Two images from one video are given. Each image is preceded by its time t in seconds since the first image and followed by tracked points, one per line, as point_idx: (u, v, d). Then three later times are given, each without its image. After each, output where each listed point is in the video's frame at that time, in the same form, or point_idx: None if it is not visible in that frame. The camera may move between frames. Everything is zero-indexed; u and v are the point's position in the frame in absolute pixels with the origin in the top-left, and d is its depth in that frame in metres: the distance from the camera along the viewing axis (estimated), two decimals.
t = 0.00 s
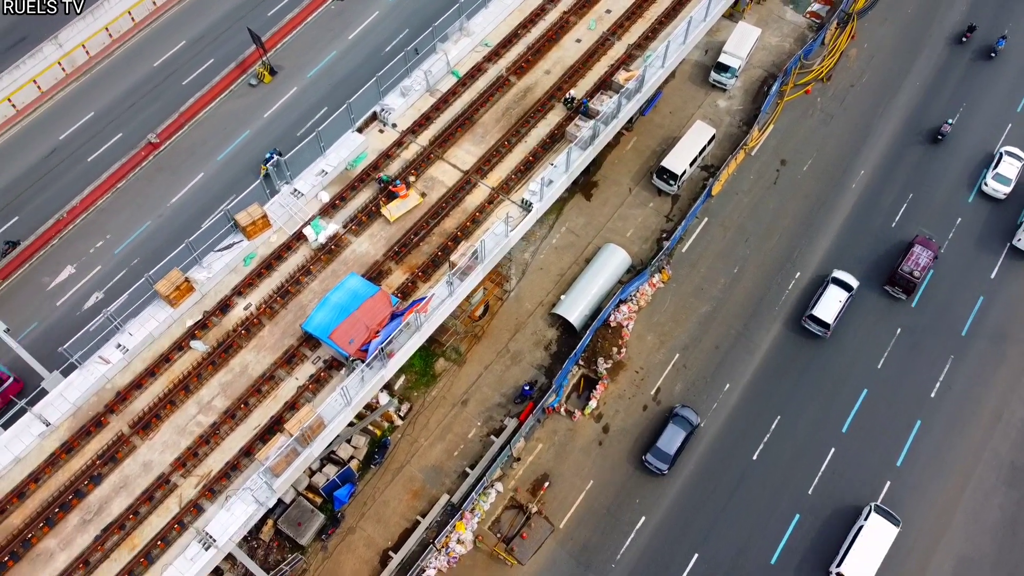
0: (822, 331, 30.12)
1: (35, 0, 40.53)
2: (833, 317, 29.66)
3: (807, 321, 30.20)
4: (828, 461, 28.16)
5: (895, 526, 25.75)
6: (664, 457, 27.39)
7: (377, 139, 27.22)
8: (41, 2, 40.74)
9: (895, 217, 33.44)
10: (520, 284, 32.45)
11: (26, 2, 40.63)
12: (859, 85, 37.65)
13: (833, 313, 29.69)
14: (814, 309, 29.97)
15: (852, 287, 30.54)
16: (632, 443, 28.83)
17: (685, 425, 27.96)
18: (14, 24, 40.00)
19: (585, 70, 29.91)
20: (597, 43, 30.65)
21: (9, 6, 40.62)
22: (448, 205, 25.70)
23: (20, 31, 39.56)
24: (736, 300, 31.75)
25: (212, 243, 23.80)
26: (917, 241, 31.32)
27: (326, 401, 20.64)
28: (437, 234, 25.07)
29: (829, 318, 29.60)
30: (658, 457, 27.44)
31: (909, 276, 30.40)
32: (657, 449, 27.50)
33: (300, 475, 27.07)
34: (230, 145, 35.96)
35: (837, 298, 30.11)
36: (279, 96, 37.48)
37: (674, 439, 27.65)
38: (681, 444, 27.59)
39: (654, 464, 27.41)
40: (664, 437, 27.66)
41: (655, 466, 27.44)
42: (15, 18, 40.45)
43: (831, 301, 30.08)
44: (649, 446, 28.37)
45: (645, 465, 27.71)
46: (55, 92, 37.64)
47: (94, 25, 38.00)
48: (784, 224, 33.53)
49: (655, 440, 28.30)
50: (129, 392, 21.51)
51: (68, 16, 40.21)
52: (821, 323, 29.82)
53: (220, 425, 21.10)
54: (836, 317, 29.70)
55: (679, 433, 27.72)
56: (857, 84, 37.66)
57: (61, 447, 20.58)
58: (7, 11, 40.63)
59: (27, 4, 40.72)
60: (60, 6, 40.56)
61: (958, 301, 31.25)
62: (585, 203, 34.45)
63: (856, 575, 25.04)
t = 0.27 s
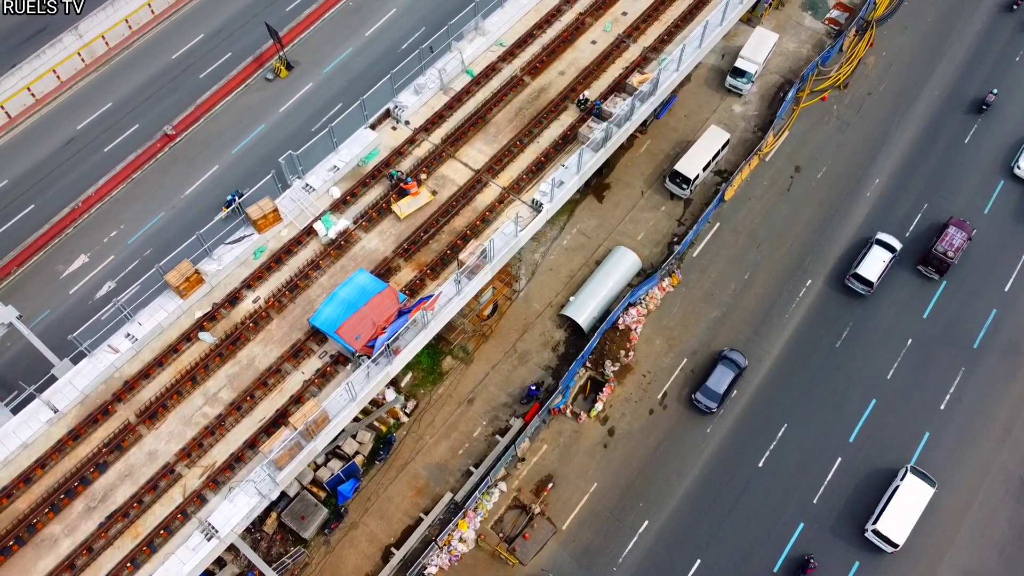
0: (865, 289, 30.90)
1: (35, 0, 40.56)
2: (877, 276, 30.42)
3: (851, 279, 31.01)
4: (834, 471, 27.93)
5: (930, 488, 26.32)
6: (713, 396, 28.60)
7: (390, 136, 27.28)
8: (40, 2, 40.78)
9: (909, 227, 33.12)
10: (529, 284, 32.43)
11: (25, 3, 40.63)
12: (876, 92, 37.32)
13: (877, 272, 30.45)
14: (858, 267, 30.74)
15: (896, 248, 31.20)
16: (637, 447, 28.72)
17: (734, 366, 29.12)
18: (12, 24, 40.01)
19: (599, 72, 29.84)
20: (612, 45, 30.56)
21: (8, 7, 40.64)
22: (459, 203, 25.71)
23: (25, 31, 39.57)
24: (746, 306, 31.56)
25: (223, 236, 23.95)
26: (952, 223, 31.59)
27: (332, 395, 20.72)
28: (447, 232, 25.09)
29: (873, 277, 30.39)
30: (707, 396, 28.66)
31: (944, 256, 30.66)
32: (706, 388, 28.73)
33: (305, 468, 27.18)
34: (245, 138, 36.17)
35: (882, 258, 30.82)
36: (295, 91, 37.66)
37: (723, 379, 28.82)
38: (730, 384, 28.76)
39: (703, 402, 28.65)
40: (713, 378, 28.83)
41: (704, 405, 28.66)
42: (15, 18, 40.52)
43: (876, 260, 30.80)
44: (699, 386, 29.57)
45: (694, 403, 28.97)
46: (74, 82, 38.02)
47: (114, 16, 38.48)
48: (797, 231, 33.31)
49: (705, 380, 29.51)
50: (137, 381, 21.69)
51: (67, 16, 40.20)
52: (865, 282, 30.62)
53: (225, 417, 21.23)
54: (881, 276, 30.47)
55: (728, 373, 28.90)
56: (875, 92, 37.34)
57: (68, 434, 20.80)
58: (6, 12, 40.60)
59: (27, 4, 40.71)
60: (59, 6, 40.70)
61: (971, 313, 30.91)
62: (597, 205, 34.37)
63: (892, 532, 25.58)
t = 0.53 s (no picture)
0: (910, 254, 31.81)
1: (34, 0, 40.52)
2: (922, 241, 31.27)
3: (897, 243, 31.87)
4: (840, 481, 27.70)
5: (968, 452, 26.88)
6: (763, 341, 29.66)
7: (402, 133, 27.33)
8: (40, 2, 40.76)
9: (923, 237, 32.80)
10: (539, 285, 32.40)
11: (26, 2, 40.58)
12: (894, 101, 36.98)
13: (923, 236, 31.32)
14: (904, 232, 31.59)
15: (941, 215, 31.96)
16: (642, 451, 28.62)
17: (783, 314, 30.12)
18: (14, 24, 39.99)
19: (614, 74, 29.74)
20: (628, 47, 30.46)
21: (9, 6, 40.58)
22: (469, 202, 25.71)
23: (28, 30, 39.59)
24: (756, 313, 31.37)
25: (234, 228, 24.08)
26: (987, 207, 31.86)
27: (337, 390, 20.78)
28: (456, 231, 25.09)
29: (919, 241, 31.24)
30: (757, 340, 29.73)
31: (979, 239, 31.06)
32: (757, 333, 29.79)
33: (310, 462, 27.28)
34: (261, 132, 36.37)
35: (928, 223, 31.65)
36: (311, 86, 37.82)
37: (773, 324, 29.88)
38: (780, 329, 29.83)
39: (754, 347, 29.72)
40: (764, 323, 29.91)
41: (754, 349, 29.74)
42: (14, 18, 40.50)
43: (922, 225, 31.64)
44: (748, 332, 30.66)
45: (745, 347, 30.03)
46: (93, 72, 38.39)
47: (134, 9, 38.78)
48: (810, 239, 33.06)
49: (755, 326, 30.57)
50: (145, 370, 21.85)
51: (67, 16, 40.19)
52: (911, 246, 31.47)
53: (231, 409, 21.33)
54: (926, 240, 31.33)
55: (778, 319, 29.95)
56: (892, 100, 37.00)
57: (75, 421, 20.98)
58: (7, 11, 40.58)
59: (27, 4, 40.68)
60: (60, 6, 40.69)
61: (983, 326, 30.56)
62: (609, 207, 34.29)
63: (931, 493, 26.17)
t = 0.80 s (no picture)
0: (962, 218, 32.50)
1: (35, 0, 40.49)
2: (975, 205, 32.02)
3: (948, 207, 32.64)
4: (846, 492, 27.44)
5: (1012, 417, 27.29)
6: (820, 287, 30.79)
7: (417, 131, 27.38)
8: (41, 2, 40.73)
9: (938, 249, 32.45)
10: (549, 286, 32.36)
11: (26, 2, 40.54)
12: (913, 111, 36.60)
13: (975, 201, 32.06)
14: (957, 196, 32.38)
15: (994, 181, 32.69)
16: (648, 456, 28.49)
17: (839, 262, 31.25)
18: (16, 23, 39.94)
19: (630, 77, 29.61)
20: (645, 50, 30.32)
21: (9, 6, 40.48)
22: (481, 201, 25.71)
23: (28, 30, 39.49)
24: (767, 320, 31.16)
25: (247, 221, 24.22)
26: None
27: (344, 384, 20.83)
28: (467, 229, 25.09)
29: (971, 205, 31.99)
30: (815, 286, 30.84)
31: (1020, 222, 31.46)
32: (815, 279, 30.93)
33: (315, 455, 27.36)
34: (277, 126, 36.56)
35: (981, 188, 32.39)
36: (329, 81, 37.97)
37: (830, 271, 31.03)
38: (836, 276, 30.98)
39: (811, 292, 30.81)
40: (821, 270, 31.06)
41: (812, 295, 30.79)
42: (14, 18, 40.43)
43: (975, 190, 32.38)
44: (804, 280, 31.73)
45: (801, 294, 31.12)
46: (114, 62, 38.76)
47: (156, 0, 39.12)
48: (823, 247, 32.80)
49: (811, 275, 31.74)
50: (154, 359, 22.03)
51: (67, 16, 40.11)
52: (963, 210, 32.21)
53: (237, 400, 21.44)
54: (978, 205, 32.07)
55: (835, 267, 31.10)
56: (912, 111, 36.61)
57: (84, 407, 21.18)
58: (7, 11, 40.51)
59: (27, 4, 40.65)
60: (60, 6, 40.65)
61: (997, 340, 30.17)
62: (622, 210, 34.19)
63: (975, 455, 26.64)
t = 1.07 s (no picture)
0: (1011, 189, 33.09)
1: None
2: None
3: (998, 178, 33.25)
4: (852, 502, 27.20)
5: None
6: (873, 243, 31.72)
7: (429, 128, 27.42)
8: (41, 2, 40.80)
9: (952, 260, 32.11)
10: (559, 287, 32.31)
11: (26, 2, 40.57)
12: (931, 120, 36.23)
13: None
14: (1007, 167, 33.02)
15: None
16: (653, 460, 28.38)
17: (892, 221, 32.22)
18: (17, 24, 40.01)
19: (644, 79, 29.48)
20: (661, 53, 30.19)
21: (9, 6, 40.48)
22: (491, 200, 25.69)
23: (28, 31, 39.57)
24: (777, 327, 30.95)
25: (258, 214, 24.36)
26: None
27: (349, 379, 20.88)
28: (477, 228, 25.08)
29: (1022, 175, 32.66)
30: (868, 243, 31.78)
31: None
32: (868, 236, 31.88)
33: (320, 449, 27.45)
34: (292, 120, 36.72)
35: None
36: (345, 77, 38.09)
37: (883, 229, 32.07)
38: (889, 234, 31.95)
39: (864, 248, 31.75)
40: (874, 228, 32.03)
41: (864, 250, 31.76)
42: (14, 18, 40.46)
43: None
44: (857, 237, 32.67)
45: (854, 250, 32.06)
46: (133, 53, 39.09)
47: None
48: (836, 255, 32.55)
49: (863, 232, 32.69)
50: (162, 349, 22.19)
51: (67, 16, 40.19)
52: (1014, 180, 32.83)
53: (243, 391, 21.54)
54: None
55: (888, 224, 32.08)
56: (930, 120, 36.24)
57: (92, 394, 21.36)
58: (7, 11, 40.53)
59: (27, 4, 40.68)
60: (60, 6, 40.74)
61: (1010, 353, 29.80)
62: (634, 213, 34.08)
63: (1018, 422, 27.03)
